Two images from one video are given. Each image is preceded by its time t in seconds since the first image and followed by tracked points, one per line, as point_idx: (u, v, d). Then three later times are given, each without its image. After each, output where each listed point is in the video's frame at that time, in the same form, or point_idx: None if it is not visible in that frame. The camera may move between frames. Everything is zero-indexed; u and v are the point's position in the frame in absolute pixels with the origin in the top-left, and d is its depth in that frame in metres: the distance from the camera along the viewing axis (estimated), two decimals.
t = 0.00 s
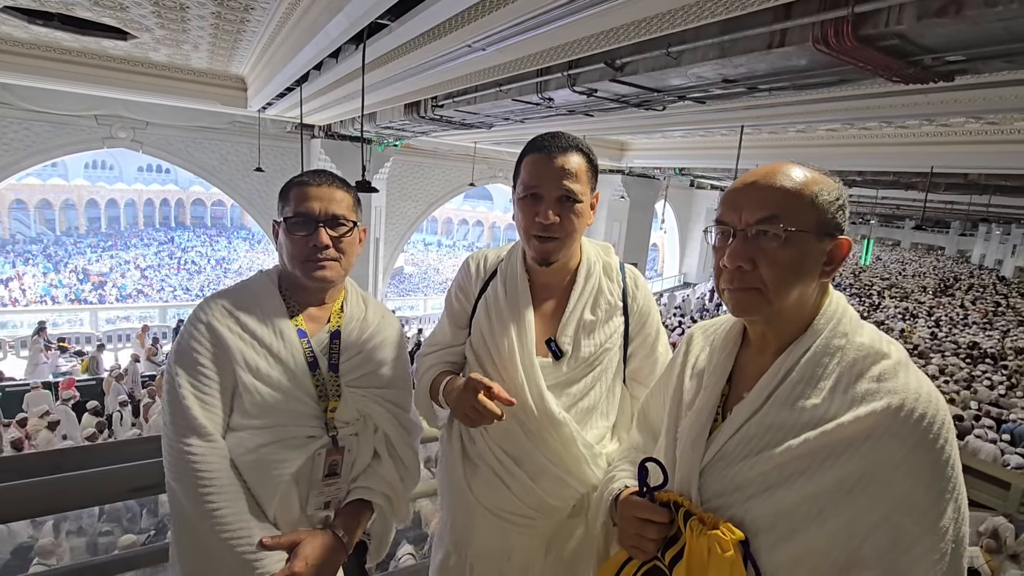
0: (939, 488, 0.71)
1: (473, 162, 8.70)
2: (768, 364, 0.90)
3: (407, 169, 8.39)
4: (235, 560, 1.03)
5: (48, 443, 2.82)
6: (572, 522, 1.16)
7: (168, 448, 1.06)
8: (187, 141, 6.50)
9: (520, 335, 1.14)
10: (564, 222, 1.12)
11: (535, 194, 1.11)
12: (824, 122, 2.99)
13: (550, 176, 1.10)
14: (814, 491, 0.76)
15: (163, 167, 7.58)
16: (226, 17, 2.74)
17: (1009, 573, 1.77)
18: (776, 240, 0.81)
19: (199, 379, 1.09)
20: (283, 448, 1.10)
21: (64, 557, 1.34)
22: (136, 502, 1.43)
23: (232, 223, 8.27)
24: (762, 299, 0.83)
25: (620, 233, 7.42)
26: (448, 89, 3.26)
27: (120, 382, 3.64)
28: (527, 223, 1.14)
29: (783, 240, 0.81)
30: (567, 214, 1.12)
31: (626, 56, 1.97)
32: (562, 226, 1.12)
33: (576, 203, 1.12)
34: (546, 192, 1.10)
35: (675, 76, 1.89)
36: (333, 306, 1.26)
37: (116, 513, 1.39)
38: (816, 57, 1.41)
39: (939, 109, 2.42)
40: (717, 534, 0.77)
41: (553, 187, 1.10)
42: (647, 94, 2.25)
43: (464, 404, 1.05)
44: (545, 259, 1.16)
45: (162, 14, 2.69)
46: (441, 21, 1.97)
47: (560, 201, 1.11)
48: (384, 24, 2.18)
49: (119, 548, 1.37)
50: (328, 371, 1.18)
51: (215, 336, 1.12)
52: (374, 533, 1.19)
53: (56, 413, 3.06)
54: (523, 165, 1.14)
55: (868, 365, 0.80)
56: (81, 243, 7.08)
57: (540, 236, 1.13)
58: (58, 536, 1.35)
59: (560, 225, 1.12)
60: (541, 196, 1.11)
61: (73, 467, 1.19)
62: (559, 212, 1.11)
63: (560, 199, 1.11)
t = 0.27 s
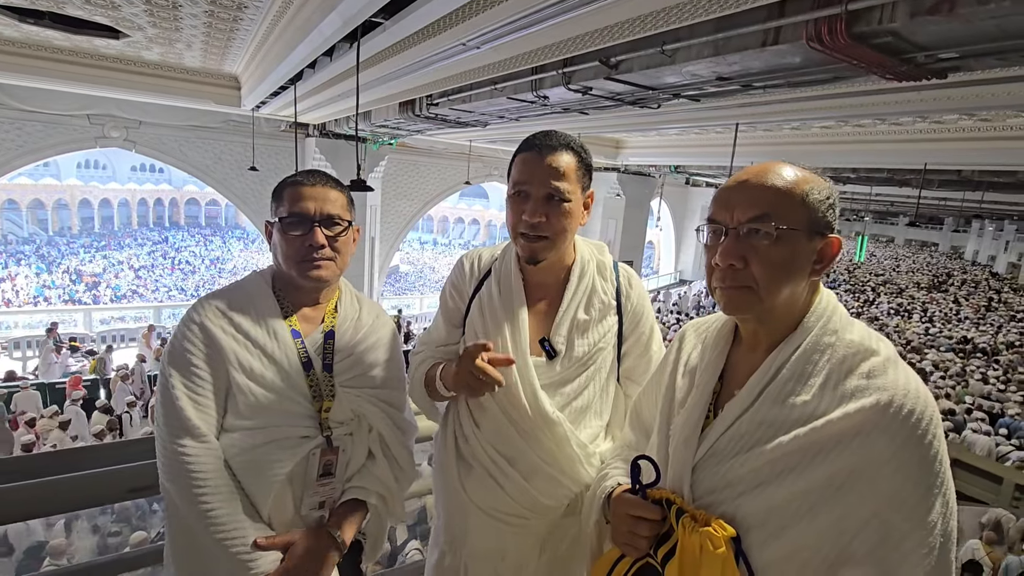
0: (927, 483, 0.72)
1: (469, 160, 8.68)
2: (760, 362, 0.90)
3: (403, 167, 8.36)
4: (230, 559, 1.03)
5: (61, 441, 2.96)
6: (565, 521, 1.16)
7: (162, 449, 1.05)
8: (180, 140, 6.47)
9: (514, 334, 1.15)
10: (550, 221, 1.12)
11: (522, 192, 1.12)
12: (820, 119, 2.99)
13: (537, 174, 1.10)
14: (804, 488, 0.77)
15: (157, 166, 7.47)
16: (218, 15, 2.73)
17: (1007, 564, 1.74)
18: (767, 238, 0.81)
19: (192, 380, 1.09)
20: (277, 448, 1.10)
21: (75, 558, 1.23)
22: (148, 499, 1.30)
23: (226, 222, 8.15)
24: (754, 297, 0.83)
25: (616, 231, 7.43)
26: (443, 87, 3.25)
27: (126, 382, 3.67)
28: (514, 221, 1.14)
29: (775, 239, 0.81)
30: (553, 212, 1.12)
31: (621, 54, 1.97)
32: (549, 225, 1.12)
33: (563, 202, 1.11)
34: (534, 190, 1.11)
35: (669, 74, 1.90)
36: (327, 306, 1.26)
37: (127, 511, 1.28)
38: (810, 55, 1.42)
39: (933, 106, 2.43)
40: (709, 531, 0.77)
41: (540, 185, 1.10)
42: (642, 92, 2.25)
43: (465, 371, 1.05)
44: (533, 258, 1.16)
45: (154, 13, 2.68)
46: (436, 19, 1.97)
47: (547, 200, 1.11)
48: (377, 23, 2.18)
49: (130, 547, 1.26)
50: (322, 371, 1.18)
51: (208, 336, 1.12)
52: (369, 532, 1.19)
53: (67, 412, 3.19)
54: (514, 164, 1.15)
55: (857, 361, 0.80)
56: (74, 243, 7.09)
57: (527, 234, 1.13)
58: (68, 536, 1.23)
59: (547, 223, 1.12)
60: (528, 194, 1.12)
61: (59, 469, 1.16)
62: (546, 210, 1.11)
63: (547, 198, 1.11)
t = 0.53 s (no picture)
0: (916, 477, 0.73)
1: (465, 158, 8.68)
2: (752, 359, 0.91)
3: (399, 165, 8.35)
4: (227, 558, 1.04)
5: (72, 438, 3.00)
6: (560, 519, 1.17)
7: (157, 449, 1.06)
8: (174, 139, 6.44)
9: (508, 333, 1.15)
10: (522, 221, 1.12)
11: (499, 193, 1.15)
12: (815, 117, 3.01)
13: (512, 176, 1.12)
14: (795, 483, 0.78)
15: (151, 165, 7.50)
16: (212, 13, 2.72)
17: (1008, 556, 1.70)
18: (758, 236, 0.82)
19: (186, 379, 1.09)
20: (272, 447, 1.10)
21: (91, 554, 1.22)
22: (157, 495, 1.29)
23: (221, 221, 8.10)
24: (744, 295, 0.84)
25: (613, 229, 7.45)
26: (438, 85, 3.25)
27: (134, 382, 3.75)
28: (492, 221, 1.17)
29: (765, 237, 0.82)
30: (526, 213, 1.12)
31: (617, 52, 1.97)
32: (520, 225, 1.13)
33: (538, 202, 1.12)
34: (507, 191, 1.13)
35: (665, 72, 1.90)
36: (321, 305, 1.27)
37: (138, 509, 1.26)
38: (804, 52, 1.42)
39: (927, 103, 2.44)
40: (701, 526, 0.78)
41: (513, 186, 1.12)
42: (637, 89, 2.25)
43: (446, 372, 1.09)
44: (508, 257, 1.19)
45: (147, 11, 2.66)
46: (431, 16, 1.97)
47: (519, 201, 1.12)
48: (372, 21, 2.18)
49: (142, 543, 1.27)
50: (317, 370, 1.18)
51: (202, 336, 1.12)
52: (364, 530, 1.19)
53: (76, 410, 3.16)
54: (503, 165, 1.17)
55: (848, 358, 0.81)
56: (68, 242, 7.04)
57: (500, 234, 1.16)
58: (82, 532, 1.22)
59: (518, 223, 1.13)
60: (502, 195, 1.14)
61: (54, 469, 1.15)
62: (518, 211, 1.12)
63: (520, 199, 1.12)
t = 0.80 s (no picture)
0: (914, 476, 0.74)
1: (464, 156, 8.67)
2: (751, 358, 0.92)
3: (397, 164, 8.35)
4: (230, 555, 1.04)
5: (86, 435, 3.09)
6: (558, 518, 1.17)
7: (159, 448, 1.06)
8: (172, 137, 6.43)
9: (507, 333, 1.15)
10: (526, 226, 1.13)
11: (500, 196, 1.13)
12: (813, 116, 3.01)
13: (514, 179, 1.11)
14: (794, 481, 0.78)
15: (150, 163, 7.45)
16: (210, 11, 2.71)
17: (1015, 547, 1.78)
18: (758, 236, 0.82)
19: (188, 379, 1.09)
20: (274, 445, 1.10)
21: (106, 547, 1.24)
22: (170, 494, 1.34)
23: (219, 219, 8.08)
24: (744, 294, 0.84)
25: (612, 227, 7.46)
26: (437, 84, 3.25)
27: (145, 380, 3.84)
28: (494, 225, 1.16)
29: (765, 236, 0.82)
30: (530, 218, 1.12)
31: (616, 50, 1.98)
32: (525, 230, 1.13)
33: (541, 207, 1.12)
34: (509, 196, 1.12)
35: (664, 70, 1.90)
36: (322, 304, 1.27)
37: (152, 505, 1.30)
38: (803, 51, 1.42)
39: (925, 102, 2.45)
40: (701, 525, 0.79)
41: (516, 190, 1.11)
42: (636, 88, 2.25)
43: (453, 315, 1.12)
44: (513, 262, 1.18)
45: (145, 8, 2.65)
46: (430, 14, 1.96)
47: (522, 205, 1.11)
48: (371, 19, 2.18)
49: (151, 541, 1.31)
50: (317, 370, 1.18)
51: (203, 336, 1.12)
52: (366, 528, 1.20)
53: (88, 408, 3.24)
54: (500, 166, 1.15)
55: (847, 357, 0.81)
56: (65, 241, 7.05)
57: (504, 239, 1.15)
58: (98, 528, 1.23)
59: (522, 229, 1.13)
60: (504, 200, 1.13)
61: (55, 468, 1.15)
62: (522, 216, 1.12)
63: (522, 203, 1.11)
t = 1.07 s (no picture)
0: (918, 475, 0.74)
1: (464, 154, 8.67)
2: (754, 357, 0.92)
3: (397, 162, 8.34)
4: (233, 554, 1.04)
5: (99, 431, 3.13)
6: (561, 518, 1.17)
7: (162, 447, 1.06)
8: (172, 135, 6.42)
9: (510, 333, 1.15)
10: (551, 220, 1.13)
11: (520, 191, 1.12)
12: (813, 113, 3.01)
13: (535, 174, 1.11)
14: (798, 480, 0.78)
15: (150, 162, 7.44)
16: (210, 9, 2.70)
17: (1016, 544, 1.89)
18: (761, 235, 0.82)
19: (191, 378, 1.09)
20: (277, 444, 1.10)
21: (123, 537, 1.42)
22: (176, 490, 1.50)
23: (219, 217, 8.07)
24: (748, 294, 0.84)
25: (612, 225, 7.46)
26: (437, 82, 3.24)
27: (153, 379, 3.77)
28: (513, 221, 1.14)
29: (768, 236, 0.82)
30: (554, 212, 1.12)
31: (616, 47, 1.97)
32: (550, 224, 1.13)
33: (564, 200, 1.12)
34: (532, 190, 1.11)
35: (664, 68, 1.90)
36: (323, 303, 1.27)
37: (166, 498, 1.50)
38: (804, 48, 1.42)
39: (925, 99, 2.45)
40: (705, 524, 0.79)
41: (539, 184, 1.11)
42: (636, 86, 2.25)
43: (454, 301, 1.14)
44: (534, 258, 1.17)
45: (144, 6, 2.65)
46: (430, 12, 1.96)
47: (546, 199, 1.11)
48: (371, 16, 2.17)
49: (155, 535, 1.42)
50: (320, 369, 1.19)
51: (206, 335, 1.12)
52: (369, 526, 1.20)
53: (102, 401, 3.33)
54: (510, 162, 1.15)
55: (850, 356, 0.81)
56: (66, 239, 7.07)
57: (526, 234, 1.14)
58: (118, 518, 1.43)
59: (547, 223, 1.13)
60: (526, 194, 1.12)
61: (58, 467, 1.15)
62: (546, 211, 1.12)
63: (546, 197, 1.11)
